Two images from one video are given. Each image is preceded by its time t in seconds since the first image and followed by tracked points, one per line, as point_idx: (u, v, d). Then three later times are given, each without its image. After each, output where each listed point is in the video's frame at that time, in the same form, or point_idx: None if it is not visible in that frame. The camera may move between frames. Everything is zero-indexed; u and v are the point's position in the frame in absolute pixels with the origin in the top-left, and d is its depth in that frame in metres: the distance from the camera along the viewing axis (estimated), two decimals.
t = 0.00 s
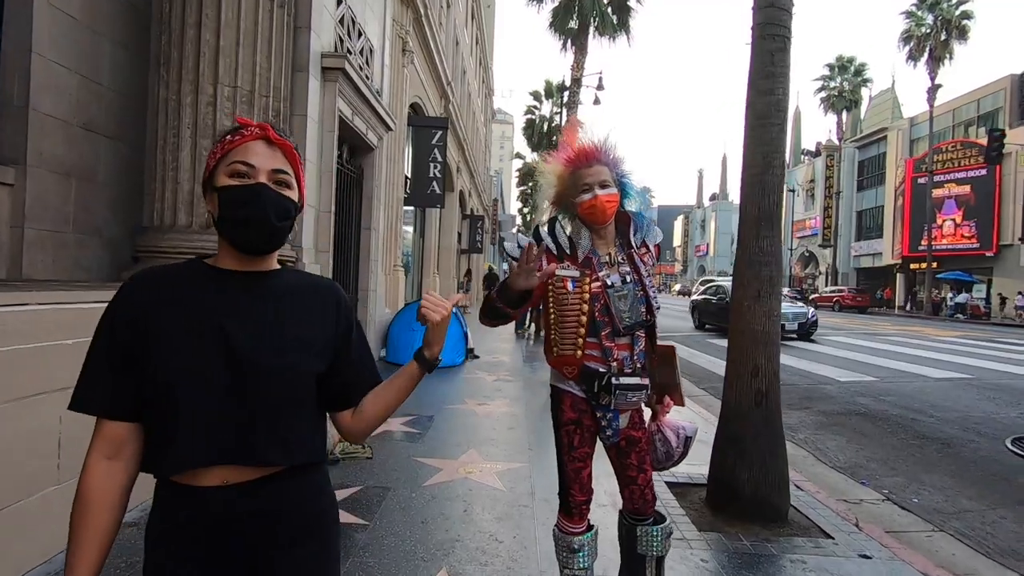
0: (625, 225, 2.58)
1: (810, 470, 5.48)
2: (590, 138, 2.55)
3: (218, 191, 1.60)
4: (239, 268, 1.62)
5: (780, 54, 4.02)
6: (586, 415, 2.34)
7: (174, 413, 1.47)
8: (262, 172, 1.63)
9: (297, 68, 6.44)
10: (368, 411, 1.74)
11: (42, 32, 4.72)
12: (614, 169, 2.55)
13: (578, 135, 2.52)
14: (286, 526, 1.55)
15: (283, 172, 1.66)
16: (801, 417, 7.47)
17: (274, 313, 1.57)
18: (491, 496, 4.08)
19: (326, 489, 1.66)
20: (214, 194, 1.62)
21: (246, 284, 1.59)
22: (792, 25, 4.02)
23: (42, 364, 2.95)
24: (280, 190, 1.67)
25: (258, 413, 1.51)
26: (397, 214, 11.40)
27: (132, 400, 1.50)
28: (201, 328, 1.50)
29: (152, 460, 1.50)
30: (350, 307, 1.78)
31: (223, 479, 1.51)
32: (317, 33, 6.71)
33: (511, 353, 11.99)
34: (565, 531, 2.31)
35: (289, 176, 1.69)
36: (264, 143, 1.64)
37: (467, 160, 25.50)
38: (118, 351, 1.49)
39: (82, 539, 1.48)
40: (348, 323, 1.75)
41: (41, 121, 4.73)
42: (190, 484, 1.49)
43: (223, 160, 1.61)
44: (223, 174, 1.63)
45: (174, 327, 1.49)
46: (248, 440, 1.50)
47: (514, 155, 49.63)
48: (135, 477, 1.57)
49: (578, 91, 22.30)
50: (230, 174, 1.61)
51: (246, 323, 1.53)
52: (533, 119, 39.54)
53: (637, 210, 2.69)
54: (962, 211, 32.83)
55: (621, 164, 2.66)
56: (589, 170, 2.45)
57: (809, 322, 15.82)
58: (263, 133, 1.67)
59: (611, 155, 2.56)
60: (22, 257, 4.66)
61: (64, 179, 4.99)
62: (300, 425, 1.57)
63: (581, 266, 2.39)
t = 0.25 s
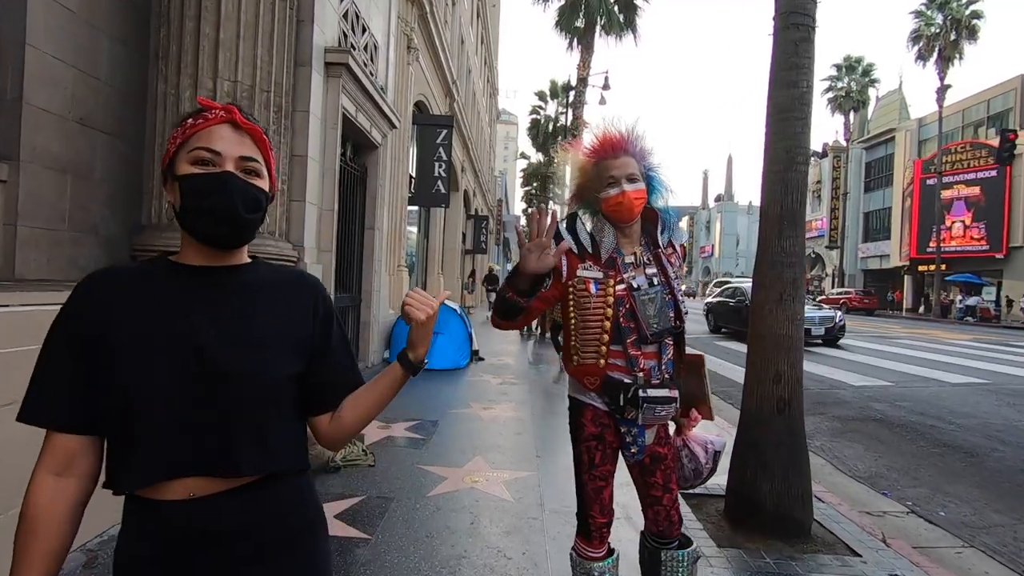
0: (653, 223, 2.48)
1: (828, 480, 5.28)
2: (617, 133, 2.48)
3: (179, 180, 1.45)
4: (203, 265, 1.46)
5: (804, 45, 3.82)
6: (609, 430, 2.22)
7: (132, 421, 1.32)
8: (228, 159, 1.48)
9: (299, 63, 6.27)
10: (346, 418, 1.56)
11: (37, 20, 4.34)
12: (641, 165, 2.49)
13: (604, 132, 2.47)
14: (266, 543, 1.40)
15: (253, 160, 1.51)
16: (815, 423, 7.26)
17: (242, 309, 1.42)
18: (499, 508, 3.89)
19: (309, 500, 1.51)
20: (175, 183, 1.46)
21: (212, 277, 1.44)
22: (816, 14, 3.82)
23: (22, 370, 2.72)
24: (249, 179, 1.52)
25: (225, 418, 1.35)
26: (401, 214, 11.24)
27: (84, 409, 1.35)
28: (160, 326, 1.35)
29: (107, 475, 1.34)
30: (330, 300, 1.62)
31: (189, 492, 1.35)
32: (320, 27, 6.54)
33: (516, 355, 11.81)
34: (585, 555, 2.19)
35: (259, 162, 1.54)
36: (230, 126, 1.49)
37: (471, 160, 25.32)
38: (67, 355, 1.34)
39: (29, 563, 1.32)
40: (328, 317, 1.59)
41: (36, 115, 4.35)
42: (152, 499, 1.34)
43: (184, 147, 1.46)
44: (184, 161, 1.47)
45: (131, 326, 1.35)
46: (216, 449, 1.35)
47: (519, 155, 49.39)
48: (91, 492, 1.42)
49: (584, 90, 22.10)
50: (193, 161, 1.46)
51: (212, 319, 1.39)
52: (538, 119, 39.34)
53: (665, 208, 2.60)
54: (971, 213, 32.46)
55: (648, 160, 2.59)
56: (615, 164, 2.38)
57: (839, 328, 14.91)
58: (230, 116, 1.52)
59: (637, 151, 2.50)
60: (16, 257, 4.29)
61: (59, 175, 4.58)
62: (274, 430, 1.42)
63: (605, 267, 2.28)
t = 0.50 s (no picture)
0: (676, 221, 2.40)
1: (845, 486, 5.11)
2: (637, 124, 2.38)
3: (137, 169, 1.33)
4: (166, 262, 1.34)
5: (826, 35, 3.65)
6: (626, 443, 2.20)
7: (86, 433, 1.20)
8: (195, 146, 1.36)
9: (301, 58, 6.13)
10: (326, 430, 1.42)
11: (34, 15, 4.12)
12: (663, 158, 2.39)
13: (624, 123, 2.37)
14: (243, 573, 1.27)
15: (222, 148, 1.39)
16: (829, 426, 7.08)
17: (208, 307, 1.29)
18: (506, 517, 3.75)
19: (289, 525, 1.37)
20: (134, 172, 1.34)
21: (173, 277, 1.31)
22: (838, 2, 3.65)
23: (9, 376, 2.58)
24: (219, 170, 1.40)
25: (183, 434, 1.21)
26: (406, 212, 11.10)
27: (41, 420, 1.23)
28: (116, 329, 1.23)
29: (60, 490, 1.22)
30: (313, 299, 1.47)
31: (146, 518, 1.22)
32: (323, 21, 6.39)
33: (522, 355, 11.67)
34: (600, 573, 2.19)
35: (229, 151, 1.42)
36: (196, 112, 1.38)
37: (476, 158, 25.15)
38: (17, 364, 1.22)
39: None
40: (309, 317, 1.44)
41: (34, 112, 4.15)
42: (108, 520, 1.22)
43: (147, 133, 1.35)
44: (145, 147, 1.35)
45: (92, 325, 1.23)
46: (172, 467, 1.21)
47: (524, 153, 49.18)
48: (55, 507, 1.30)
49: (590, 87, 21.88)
50: (156, 148, 1.34)
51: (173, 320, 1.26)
52: (543, 117, 39.11)
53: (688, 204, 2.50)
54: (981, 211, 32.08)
55: (671, 153, 2.49)
56: (634, 157, 2.30)
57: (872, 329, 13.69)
58: (199, 100, 1.40)
59: (659, 144, 2.41)
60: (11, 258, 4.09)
61: (57, 173, 4.38)
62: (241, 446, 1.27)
63: (623, 268, 2.23)
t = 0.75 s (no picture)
0: (698, 219, 2.28)
1: (862, 491, 4.95)
2: (662, 112, 2.26)
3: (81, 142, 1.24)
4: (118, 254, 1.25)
5: (847, 22, 3.49)
6: (639, 454, 2.09)
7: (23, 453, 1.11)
8: (149, 119, 1.28)
9: (304, 53, 6.01)
10: (303, 444, 1.31)
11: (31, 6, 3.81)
12: (688, 147, 2.28)
13: (648, 110, 2.26)
14: None
15: (178, 122, 1.31)
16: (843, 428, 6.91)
17: (158, 311, 1.19)
18: (512, 524, 3.63)
19: (260, 544, 1.28)
20: (77, 145, 1.25)
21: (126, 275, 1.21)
22: None
23: None
24: (175, 145, 1.32)
25: (132, 449, 1.11)
26: (411, 211, 11.00)
27: None
28: (62, 336, 1.14)
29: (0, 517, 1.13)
30: (284, 298, 1.37)
31: (96, 550, 1.14)
32: (326, 16, 6.27)
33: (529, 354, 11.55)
34: None
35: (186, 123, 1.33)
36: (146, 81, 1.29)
37: (483, 156, 25.02)
38: None
39: None
40: (278, 317, 1.34)
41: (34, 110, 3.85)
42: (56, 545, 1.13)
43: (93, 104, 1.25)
44: (90, 119, 1.26)
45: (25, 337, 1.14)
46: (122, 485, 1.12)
47: (531, 151, 48.96)
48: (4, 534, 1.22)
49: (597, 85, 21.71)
50: (103, 120, 1.25)
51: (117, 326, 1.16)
52: (550, 115, 38.90)
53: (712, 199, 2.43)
54: (995, 208, 31.59)
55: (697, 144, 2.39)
56: (658, 145, 2.18)
57: (915, 331, 12.38)
58: (151, 69, 1.32)
59: (685, 132, 2.30)
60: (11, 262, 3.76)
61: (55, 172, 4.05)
62: (200, 461, 1.18)
63: (642, 268, 2.10)
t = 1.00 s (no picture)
0: (706, 213, 2.17)
1: (879, 496, 4.81)
2: (669, 101, 2.17)
3: (32, 120, 1.19)
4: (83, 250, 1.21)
5: (866, 11, 3.36)
6: (642, 460, 2.04)
7: None
8: (109, 96, 1.23)
9: (309, 51, 5.95)
10: (279, 459, 1.26)
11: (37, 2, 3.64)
12: (695, 142, 2.20)
13: (654, 100, 2.17)
14: None
15: (142, 100, 1.26)
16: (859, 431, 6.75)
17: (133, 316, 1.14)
18: (519, 529, 3.55)
19: (244, 552, 1.23)
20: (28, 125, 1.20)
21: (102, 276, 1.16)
22: None
23: None
24: (140, 125, 1.26)
25: (104, 462, 1.07)
26: (419, 210, 10.94)
27: None
28: (33, 347, 1.09)
29: None
30: (267, 300, 1.32)
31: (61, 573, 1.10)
32: (332, 13, 6.21)
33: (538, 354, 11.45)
34: None
35: (151, 102, 1.27)
36: (103, 53, 1.23)
37: (491, 155, 24.96)
38: None
39: None
40: (260, 321, 1.28)
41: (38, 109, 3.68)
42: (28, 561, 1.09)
43: (47, 80, 1.21)
44: (43, 96, 1.21)
45: None
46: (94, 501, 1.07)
47: (540, 151, 48.79)
48: None
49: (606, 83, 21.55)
50: (57, 97, 1.21)
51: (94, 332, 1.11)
52: (559, 114, 38.76)
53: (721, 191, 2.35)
54: (1013, 206, 31.00)
55: (705, 135, 2.30)
56: (662, 144, 2.11)
57: (970, 335, 11.05)
58: (115, 42, 1.27)
59: (693, 124, 2.21)
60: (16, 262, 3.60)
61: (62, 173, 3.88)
62: (177, 474, 1.13)
63: (635, 274, 2.03)
